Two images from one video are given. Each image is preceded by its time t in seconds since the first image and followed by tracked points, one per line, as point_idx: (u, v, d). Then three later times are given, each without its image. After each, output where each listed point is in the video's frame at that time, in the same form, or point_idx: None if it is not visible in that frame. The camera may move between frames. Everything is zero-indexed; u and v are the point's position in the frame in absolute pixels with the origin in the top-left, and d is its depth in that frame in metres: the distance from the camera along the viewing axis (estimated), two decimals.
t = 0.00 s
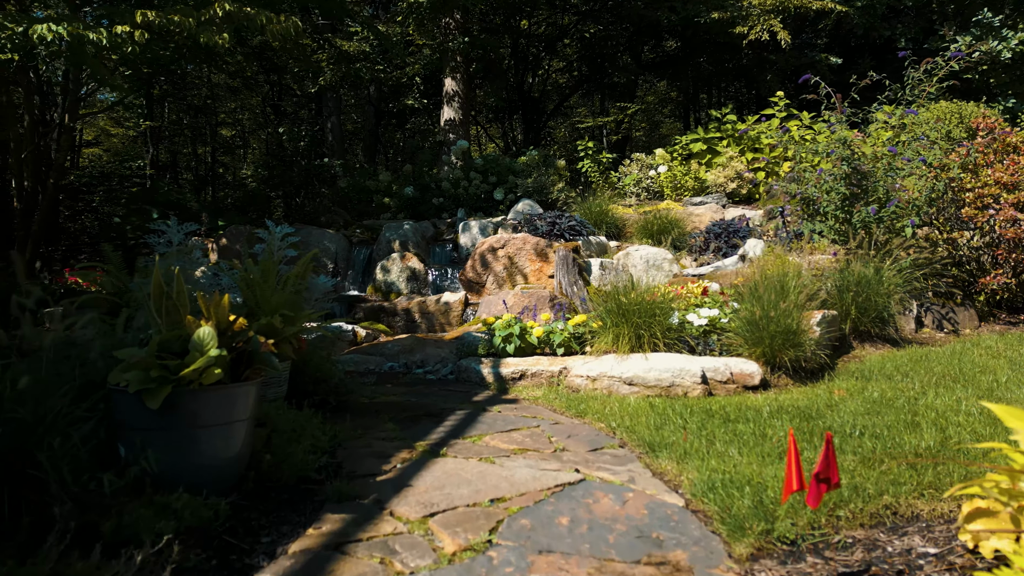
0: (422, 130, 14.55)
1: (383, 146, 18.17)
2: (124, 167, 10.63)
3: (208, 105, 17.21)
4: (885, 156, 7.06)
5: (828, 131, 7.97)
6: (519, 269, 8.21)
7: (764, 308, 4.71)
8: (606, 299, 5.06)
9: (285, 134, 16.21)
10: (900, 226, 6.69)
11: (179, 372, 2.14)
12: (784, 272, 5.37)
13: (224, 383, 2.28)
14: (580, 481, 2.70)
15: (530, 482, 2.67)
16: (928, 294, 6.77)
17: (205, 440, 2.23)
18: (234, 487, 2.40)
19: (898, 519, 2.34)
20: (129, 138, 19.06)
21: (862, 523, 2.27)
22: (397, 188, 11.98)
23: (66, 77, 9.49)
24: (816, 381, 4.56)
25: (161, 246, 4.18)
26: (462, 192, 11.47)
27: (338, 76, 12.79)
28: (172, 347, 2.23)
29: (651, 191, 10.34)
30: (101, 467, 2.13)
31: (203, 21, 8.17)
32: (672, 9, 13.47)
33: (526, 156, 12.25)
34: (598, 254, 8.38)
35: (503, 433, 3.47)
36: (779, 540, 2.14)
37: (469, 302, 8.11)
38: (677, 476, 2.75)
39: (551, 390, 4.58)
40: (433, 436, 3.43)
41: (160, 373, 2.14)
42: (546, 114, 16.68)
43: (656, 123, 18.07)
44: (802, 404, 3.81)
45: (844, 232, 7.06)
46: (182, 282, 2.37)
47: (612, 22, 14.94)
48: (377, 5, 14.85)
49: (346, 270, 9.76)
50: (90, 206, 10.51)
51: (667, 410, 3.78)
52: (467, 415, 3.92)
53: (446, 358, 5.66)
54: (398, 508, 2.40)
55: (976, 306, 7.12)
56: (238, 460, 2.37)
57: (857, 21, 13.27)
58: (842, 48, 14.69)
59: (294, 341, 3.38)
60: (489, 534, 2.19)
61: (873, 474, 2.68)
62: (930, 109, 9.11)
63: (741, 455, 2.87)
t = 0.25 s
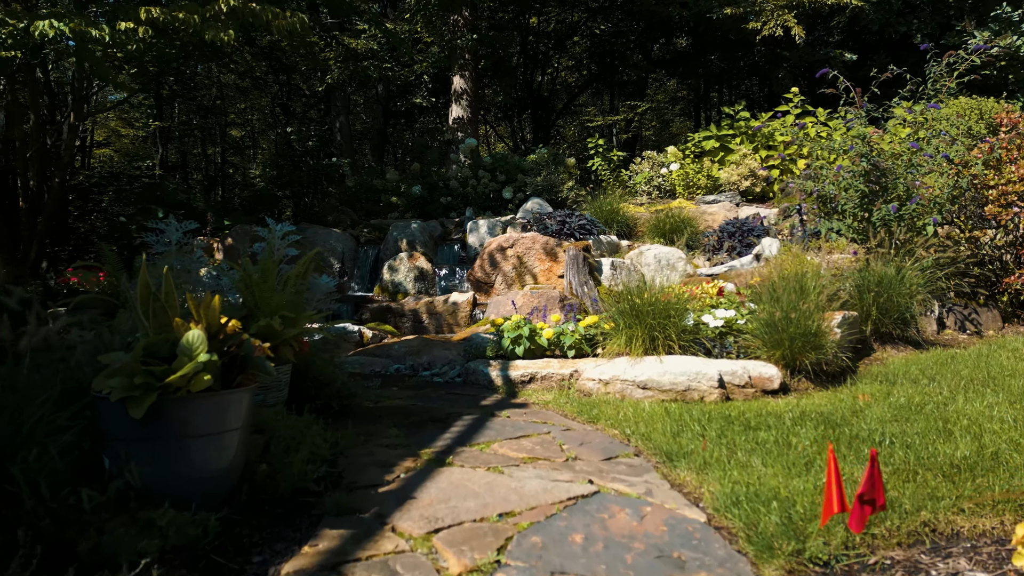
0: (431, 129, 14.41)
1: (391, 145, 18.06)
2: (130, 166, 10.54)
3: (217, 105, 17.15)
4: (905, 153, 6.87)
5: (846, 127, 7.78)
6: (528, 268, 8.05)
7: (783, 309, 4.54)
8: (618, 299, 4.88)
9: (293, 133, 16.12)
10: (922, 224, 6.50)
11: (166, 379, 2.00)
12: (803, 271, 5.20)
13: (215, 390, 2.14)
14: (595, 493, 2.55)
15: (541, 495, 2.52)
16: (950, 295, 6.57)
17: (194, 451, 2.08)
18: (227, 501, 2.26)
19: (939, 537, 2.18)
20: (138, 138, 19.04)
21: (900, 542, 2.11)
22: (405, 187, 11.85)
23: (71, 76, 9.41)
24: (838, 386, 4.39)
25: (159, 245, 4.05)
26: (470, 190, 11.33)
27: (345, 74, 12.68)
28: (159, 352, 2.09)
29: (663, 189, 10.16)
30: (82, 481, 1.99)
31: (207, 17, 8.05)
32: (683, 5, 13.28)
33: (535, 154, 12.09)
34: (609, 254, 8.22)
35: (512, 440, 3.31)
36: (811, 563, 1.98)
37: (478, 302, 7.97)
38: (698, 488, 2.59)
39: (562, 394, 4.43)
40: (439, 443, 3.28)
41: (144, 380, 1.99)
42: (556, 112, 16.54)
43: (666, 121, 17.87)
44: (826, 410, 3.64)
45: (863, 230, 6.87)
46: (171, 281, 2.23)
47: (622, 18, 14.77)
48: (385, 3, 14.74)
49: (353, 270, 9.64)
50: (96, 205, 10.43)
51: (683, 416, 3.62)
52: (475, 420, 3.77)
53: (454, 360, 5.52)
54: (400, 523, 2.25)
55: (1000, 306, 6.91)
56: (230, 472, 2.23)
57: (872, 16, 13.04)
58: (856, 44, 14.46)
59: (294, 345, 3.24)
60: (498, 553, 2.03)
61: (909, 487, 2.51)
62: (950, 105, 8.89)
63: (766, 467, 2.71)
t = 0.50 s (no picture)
0: (439, 127, 14.27)
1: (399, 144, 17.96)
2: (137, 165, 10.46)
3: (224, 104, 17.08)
4: (926, 148, 6.66)
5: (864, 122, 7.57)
6: (537, 268, 7.89)
7: (803, 310, 4.36)
8: (631, 299, 4.69)
9: (301, 132, 16.03)
10: (944, 221, 6.29)
11: (147, 385, 1.86)
12: (822, 270, 5.01)
13: (202, 397, 1.99)
14: (609, 507, 2.38)
15: (551, 508, 2.36)
16: (973, 295, 6.36)
17: (178, 463, 1.94)
18: (215, 516, 2.11)
19: (985, 558, 2.01)
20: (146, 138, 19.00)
21: (943, 565, 1.94)
22: (412, 186, 11.71)
23: (76, 74, 9.32)
24: (861, 390, 4.21)
25: (155, 242, 3.90)
26: (478, 189, 11.18)
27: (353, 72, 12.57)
28: (141, 356, 1.95)
29: (675, 187, 9.98)
30: (57, 496, 1.85)
31: (212, 12, 7.94)
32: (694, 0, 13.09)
33: (544, 152, 11.93)
34: (620, 252, 8.05)
35: (521, 447, 3.15)
36: None
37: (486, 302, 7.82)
38: (720, 501, 2.42)
39: (573, 398, 4.27)
40: (444, 450, 3.13)
41: (124, 387, 1.85)
42: (566, 110, 16.40)
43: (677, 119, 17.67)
44: (850, 416, 3.46)
45: (883, 228, 6.67)
46: (154, 281, 2.08)
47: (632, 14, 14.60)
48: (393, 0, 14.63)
49: (360, 270, 9.51)
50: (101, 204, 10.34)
51: (701, 422, 3.46)
52: (482, 425, 3.61)
53: (461, 362, 5.37)
54: (400, 540, 2.10)
55: None
56: (219, 485, 2.08)
57: (887, 12, 12.81)
58: (870, 41, 14.22)
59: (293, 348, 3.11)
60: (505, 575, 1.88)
61: (948, 502, 2.33)
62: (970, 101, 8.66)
63: (792, 478, 2.53)
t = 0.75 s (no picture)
0: (447, 126, 14.13)
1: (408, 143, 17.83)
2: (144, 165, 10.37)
3: (233, 103, 17.03)
4: (949, 144, 6.46)
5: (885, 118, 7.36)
6: (547, 268, 7.72)
7: (827, 312, 4.18)
8: (645, 300, 4.51)
9: (309, 131, 15.94)
10: (969, 219, 6.08)
11: (125, 395, 1.71)
12: (844, 269, 4.82)
13: (187, 407, 1.84)
14: (627, 524, 2.22)
15: (564, 526, 2.18)
16: (998, 295, 6.16)
17: (161, 478, 1.79)
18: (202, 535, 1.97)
19: None
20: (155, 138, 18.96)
21: None
22: (420, 184, 11.57)
23: (81, 72, 9.22)
24: (888, 395, 4.03)
25: (151, 241, 3.74)
26: (487, 187, 11.03)
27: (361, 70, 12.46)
28: (120, 364, 1.80)
29: (687, 185, 9.79)
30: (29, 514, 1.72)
31: (217, 8, 7.82)
32: None
33: (554, 150, 11.76)
34: (632, 252, 7.88)
35: (531, 456, 2.98)
36: None
37: (495, 302, 7.66)
38: (748, 518, 2.24)
39: (585, 403, 4.09)
40: (451, 458, 2.97)
41: (100, 397, 1.69)
42: (577, 107, 16.27)
43: (688, 118, 17.48)
44: (881, 425, 3.28)
45: (905, 227, 6.48)
46: (137, 281, 1.93)
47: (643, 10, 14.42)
48: None
49: (367, 269, 9.38)
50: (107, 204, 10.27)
51: (722, 430, 3.29)
52: (491, 432, 3.45)
53: (469, 364, 5.22)
54: (402, 561, 1.94)
55: None
56: (207, 502, 1.93)
57: (904, 6, 12.58)
58: (886, 37, 13.98)
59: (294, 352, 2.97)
60: None
61: (995, 523, 2.15)
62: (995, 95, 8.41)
63: (824, 493, 2.36)
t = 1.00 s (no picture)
0: (456, 124, 14.00)
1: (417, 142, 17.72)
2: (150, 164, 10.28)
3: (241, 103, 16.96)
4: (974, 140, 6.26)
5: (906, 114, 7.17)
6: (557, 268, 7.56)
7: (852, 313, 4.01)
8: (661, 301, 4.34)
9: (317, 131, 15.85)
10: (995, 217, 5.89)
11: (104, 405, 1.57)
12: (867, 268, 4.65)
13: (173, 418, 1.70)
14: (650, 542, 2.06)
15: (582, 546, 2.02)
16: None
17: (144, 495, 1.65)
18: (192, 554, 1.83)
19: None
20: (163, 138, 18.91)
21: None
22: (428, 183, 11.44)
23: (87, 71, 9.14)
24: (917, 401, 3.87)
25: (149, 239, 3.61)
26: (496, 186, 10.88)
27: (369, 68, 12.34)
28: (100, 371, 1.66)
29: (700, 184, 9.62)
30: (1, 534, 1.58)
31: (222, 5, 7.70)
32: None
33: (564, 147, 11.60)
34: (645, 251, 7.72)
35: (544, 466, 2.82)
36: None
37: (504, 303, 7.51)
38: (780, 536, 2.09)
39: (598, 408, 3.93)
40: (459, 468, 2.82)
41: (75, 408, 1.55)
42: (587, 105, 16.13)
43: (699, 115, 17.29)
44: (914, 433, 3.11)
45: (928, 225, 6.30)
46: (120, 282, 1.79)
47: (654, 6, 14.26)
48: None
49: (374, 269, 9.24)
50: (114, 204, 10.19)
51: (745, 437, 3.14)
52: (501, 438, 3.30)
53: (478, 366, 5.07)
54: None
55: None
56: (195, 520, 1.79)
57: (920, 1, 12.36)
58: (901, 33, 13.76)
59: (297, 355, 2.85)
60: None
61: None
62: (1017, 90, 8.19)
63: (861, 510, 2.19)
